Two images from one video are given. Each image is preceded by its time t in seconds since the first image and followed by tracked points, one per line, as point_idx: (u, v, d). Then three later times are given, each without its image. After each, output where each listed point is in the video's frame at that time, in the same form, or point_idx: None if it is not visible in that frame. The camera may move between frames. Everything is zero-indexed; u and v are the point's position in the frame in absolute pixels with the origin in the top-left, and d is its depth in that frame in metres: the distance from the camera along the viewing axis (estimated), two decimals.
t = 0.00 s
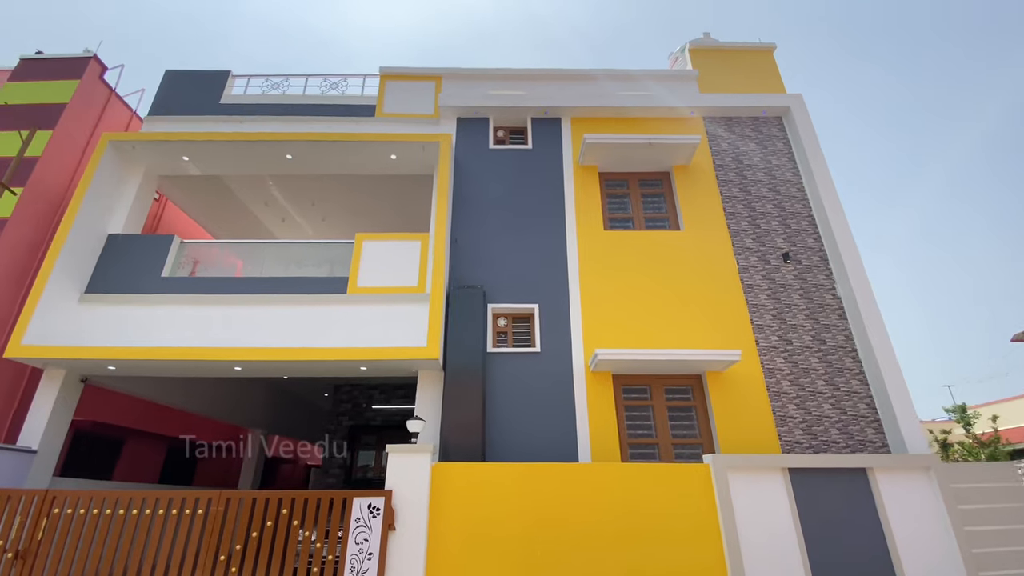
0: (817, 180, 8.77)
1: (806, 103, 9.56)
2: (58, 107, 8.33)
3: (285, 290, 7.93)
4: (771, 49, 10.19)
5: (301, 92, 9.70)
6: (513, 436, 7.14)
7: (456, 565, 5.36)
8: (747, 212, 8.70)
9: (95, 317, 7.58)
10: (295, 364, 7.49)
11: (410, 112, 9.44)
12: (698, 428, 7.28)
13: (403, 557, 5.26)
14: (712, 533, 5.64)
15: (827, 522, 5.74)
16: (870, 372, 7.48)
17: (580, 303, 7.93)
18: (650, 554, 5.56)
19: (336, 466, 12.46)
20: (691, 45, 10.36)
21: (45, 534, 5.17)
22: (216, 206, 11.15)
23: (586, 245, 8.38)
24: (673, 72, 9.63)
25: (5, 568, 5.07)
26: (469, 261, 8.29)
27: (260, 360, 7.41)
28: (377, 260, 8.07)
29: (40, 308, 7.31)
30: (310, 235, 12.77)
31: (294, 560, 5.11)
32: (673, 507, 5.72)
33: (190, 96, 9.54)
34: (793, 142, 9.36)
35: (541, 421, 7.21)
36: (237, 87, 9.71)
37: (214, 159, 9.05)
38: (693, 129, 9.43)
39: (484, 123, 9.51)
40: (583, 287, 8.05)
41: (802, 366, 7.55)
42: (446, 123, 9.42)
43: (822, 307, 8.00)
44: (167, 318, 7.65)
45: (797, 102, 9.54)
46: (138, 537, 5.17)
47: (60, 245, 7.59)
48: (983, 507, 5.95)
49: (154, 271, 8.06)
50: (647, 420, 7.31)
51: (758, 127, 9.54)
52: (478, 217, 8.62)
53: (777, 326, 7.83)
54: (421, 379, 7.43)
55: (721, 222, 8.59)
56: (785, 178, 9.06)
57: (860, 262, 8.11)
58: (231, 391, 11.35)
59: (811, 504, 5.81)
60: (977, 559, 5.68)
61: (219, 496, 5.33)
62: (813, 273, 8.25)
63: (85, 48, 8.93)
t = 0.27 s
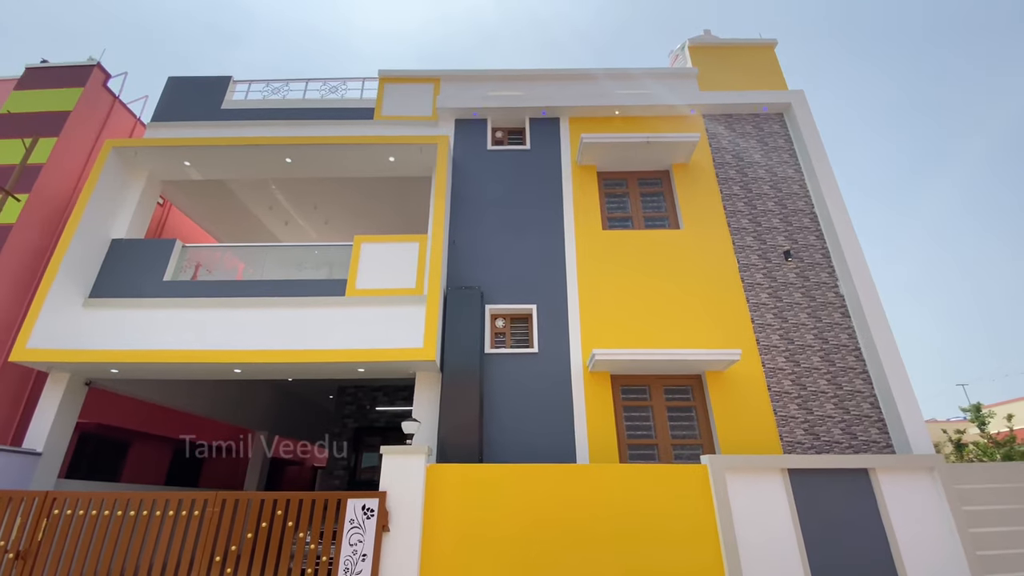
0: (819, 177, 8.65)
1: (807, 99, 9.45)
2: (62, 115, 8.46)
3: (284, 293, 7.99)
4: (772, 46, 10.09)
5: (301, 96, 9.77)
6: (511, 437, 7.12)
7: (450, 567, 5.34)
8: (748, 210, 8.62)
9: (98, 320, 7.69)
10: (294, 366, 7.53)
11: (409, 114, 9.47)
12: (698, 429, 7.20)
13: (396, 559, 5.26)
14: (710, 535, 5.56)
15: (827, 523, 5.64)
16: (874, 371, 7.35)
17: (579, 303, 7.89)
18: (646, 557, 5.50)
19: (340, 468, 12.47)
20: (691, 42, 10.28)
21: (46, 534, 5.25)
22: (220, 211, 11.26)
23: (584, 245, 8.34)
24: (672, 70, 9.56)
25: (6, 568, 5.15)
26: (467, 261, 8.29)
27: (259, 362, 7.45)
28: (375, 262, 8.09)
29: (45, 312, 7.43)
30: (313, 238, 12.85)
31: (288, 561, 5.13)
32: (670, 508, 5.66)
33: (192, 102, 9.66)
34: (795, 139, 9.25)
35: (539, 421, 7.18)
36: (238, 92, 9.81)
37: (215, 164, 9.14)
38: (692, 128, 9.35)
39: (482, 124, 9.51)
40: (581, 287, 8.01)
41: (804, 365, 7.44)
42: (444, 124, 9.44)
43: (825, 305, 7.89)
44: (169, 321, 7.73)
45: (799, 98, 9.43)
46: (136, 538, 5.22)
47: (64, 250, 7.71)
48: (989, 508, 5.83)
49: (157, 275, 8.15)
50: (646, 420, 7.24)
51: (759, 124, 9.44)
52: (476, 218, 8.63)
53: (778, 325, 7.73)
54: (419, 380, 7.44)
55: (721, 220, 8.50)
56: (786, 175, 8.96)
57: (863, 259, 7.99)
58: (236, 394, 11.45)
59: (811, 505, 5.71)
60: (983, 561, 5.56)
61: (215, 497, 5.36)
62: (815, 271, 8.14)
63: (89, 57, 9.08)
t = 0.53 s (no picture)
0: (821, 174, 8.53)
1: (809, 94, 9.32)
2: (67, 124, 8.62)
3: (284, 296, 8.06)
4: (773, 41, 9.97)
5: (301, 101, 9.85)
6: (509, 439, 7.11)
7: (444, 569, 5.34)
8: (748, 208, 8.52)
9: (101, 325, 7.81)
10: (294, 368, 7.58)
11: (407, 117, 9.51)
12: (697, 430, 7.13)
13: (390, 562, 5.27)
14: (707, 537, 5.50)
15: (827, 526, 5.55)
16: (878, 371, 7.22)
17: (577, 304, 7.86)
18: (641, 560, 5.45)
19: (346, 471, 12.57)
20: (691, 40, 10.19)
21: (47, 536, 5.34)
22: (224, 216, 11.39)
23: (582, 245, 8.31)
24: (671, 68, 9.50)
25: (8, 570, 5.24)
26: (465, 263, 8.30)
27: (258, 365, 7.51)
28: (373, 265, 8.13)
29: (51, 317, 7.57)
30: (316, 241, 12.96)
31: (283, 563, 5.17)
32: (665, 509, 5.61)
33: (194, 108, 9.79)
34: (796, 136, 9.14)
35: (537, 423, 7.16)
36: (239, 98, 9.93)
37: (216, 170, 9.25)
38: (692, 126, 9.27)
39: (480, 125, 9.51)
40: (579, 288, 7.97)
41: (805, 365, 7.34)
42: (442, 127, 9.47)
43: (827, 303, 7.77)
44: (171, 325, 7.83)
45: (800, 94, 9.31)
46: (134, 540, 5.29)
47: (68, 256, 7.85)
48: (995, 510, 5.71)
49: (160, 280, 8.26)
50: (645, 421, 7.19)
51: (760, 121, 9.34)
52: (474, 220, 8.64)
53: (779, 324, 7.63)
54: (416, 382, 7.46)
55: (721, 219, 8.42)
56: (788, 172, 8.85)
57: (867, 257, 7.86)
58: (241, 396, 11.57)
59: (810, 508, 5.62)
60: (989, 564, 5.44)
61: (211, 500, 5.42)
62: (817, 269, 8.03)
63: (93, 66, 9.23)
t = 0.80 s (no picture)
0: (824, 170, 8.41)
1: (811, 90, 9.20)
2: (74, 132, 8.78)
3: (285, 299, 8.12)
4: (775, 37, 9.84)
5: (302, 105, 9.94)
6: (508, 440, 7.09)
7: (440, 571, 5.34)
8: (750, 206, 8.43)
9: (106, 329, 7.93)
10: (294, 371, 7.63)
11: (407, 119, 9.55)
12: (698, 430, 7.05)
13: (385, 563, 5.28)
14: (705, 538, 5.44)
15: (828, 527, 5.45)
16: (883, 369, 7.10)
17: (576, 304, 7.83)
18: (638, 561, 5.40)
19: (351, 473, 12.61)
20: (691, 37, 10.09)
21: (51, 537, 5.43)
22: (229, 220, 11.52)
23: (581, 245, 8.27)
24: (670, 65, 9.42)
25: (13, 570, 5.34)
26: (464, 264, 8.31)
27: (259, 368, 7.57)
28: (373, 267, 8.16)
29: (57, 321, 7.71)
30: (321, 244, 13.05)
31: (280, 564, 5.20)
32: (663, 511, 5.56)
33: (198, 115, 9.92)
34: (799, 131, 9.02)
35: (536, 424, 7.14)
36: (242, 104, 10.04)
37: (218, 175, 9.35)
38: (692, 124, 9.20)
39: (479, 126, 9.52)
40: (578, 288, 7.94)
41: (808, 364, 7.23)
42: (441, 129, 9.50)
43: (831, 301, 7.66)
44: (174, 329, 7.93)
45: (803, 89, 9.18)
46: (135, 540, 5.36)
47: (74, 261, 7.98)
48: (1002, 511, 5.58)
49: (164, 284, 8.37)
50: (645, 422, 7.13)
51: (762, 118, 9.24)
52: (473, 221, 8.64)
53: (781, 323, 7.53)
54: (416, 384, 7.47)
55: (722, 217, 8.33)
56: (790, 169, 8.74)
57: (871, 253, 7.73)
58: (248, 399, 11.69)
59: (811, 509, 5.52)
60: (996, 567, 5.31)
61: (210, 501, 5.47)
62: (820, 266, 7.91)
63: (99, 75, 9.40)
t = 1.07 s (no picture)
0: (826, 164, 8.29)
1: (813, 83, 9.07)
2: (78, 138, 8.93)
3: (284, 300, 8.18)
4: (777, 31, 9.70)
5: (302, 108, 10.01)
6: (505, 439, 7.07)
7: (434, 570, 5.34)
8: (750, 202, 8.33)
9: (110, 332, 8.05)
10: (293, 371, 7.68)
11: (405, 121, 9.59)
12: (697, 429, 6.97)
13: (378, 563, 5.28)
14: (700, 538, 5.37)
15: (827, 527, 5.36)
16: (886, 366, 6.97)
17: (573, 303, 7.80)
18: (632, 561, 5.35)
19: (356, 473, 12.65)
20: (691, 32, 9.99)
21: (51, 536, 5.52)
22: (233, 223, 11.65)
23: (579, 244, 8.23)
24: (669, 62, 9.34)
25: (14, 569, 5.43)
26: (461, 264, 8.31)
27: (258, 369, 7.63)
28: (370, 268, 8.19)
29: (63, 325, 7.84)
30: (325, 246, 13.15)
31: (274, 563, 5.23)
32: (658, 511, 5.50)
33: (200, 120, 10.04)
34: (800, 126, 8.90)
35: (533, 423, 7.12)
36: (243, 108, 10.15)
37: (220, 178, 9.46)
38: (692, 120, 9.11)
39: (477, 126, 9.52)
40: (576, 287, 7.90)
41: (809, 361, 7.12)
42: (439, 129, 9.52)
43: (833, 297, 7.54)
44: (176, 331, 8.02)
45: (804, 83, 9.06)
46: (133, 540, 5.43)
47: (78, 266, 8.11)
48: (1008, 511, 5.45)
49: (166, 287, 8.48)
50: (644, 421, 7.06)
51: (762, 113, 9.13)
52: (471, 221, 8.64)
53: (782, 320, 7.43)
54: (414, 384, 7.47)
55: (721, 213, 8.24)
56: (791, 164, 8.63)
57: (874, 248, 7.60)
58: (253, 400, 11.80)
59: (810, 508, 5.43)
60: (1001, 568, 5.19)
61: (206, 501, 5.52)
62: (821, 262, 7.80)
63: (103, 82, 9.56)
